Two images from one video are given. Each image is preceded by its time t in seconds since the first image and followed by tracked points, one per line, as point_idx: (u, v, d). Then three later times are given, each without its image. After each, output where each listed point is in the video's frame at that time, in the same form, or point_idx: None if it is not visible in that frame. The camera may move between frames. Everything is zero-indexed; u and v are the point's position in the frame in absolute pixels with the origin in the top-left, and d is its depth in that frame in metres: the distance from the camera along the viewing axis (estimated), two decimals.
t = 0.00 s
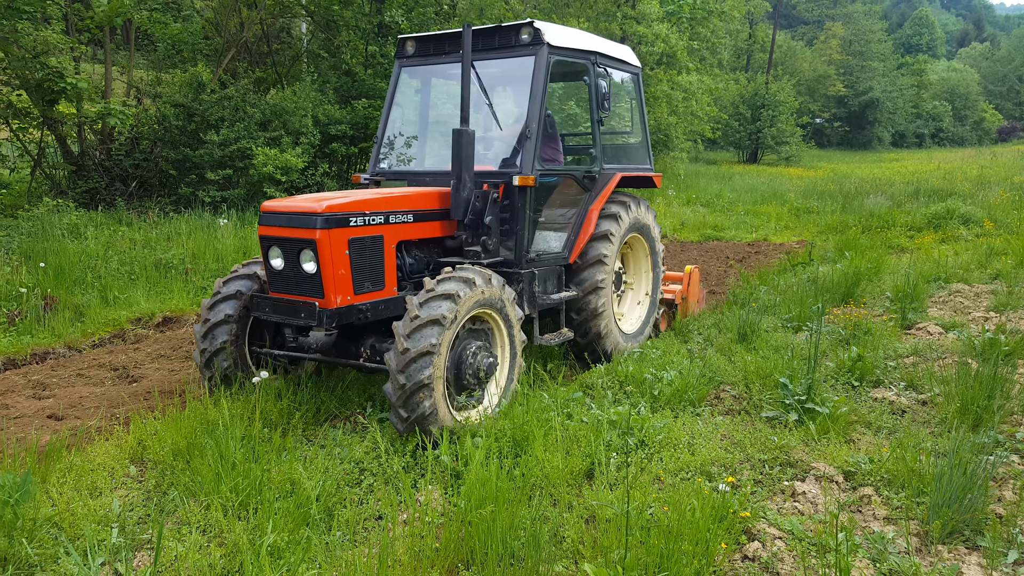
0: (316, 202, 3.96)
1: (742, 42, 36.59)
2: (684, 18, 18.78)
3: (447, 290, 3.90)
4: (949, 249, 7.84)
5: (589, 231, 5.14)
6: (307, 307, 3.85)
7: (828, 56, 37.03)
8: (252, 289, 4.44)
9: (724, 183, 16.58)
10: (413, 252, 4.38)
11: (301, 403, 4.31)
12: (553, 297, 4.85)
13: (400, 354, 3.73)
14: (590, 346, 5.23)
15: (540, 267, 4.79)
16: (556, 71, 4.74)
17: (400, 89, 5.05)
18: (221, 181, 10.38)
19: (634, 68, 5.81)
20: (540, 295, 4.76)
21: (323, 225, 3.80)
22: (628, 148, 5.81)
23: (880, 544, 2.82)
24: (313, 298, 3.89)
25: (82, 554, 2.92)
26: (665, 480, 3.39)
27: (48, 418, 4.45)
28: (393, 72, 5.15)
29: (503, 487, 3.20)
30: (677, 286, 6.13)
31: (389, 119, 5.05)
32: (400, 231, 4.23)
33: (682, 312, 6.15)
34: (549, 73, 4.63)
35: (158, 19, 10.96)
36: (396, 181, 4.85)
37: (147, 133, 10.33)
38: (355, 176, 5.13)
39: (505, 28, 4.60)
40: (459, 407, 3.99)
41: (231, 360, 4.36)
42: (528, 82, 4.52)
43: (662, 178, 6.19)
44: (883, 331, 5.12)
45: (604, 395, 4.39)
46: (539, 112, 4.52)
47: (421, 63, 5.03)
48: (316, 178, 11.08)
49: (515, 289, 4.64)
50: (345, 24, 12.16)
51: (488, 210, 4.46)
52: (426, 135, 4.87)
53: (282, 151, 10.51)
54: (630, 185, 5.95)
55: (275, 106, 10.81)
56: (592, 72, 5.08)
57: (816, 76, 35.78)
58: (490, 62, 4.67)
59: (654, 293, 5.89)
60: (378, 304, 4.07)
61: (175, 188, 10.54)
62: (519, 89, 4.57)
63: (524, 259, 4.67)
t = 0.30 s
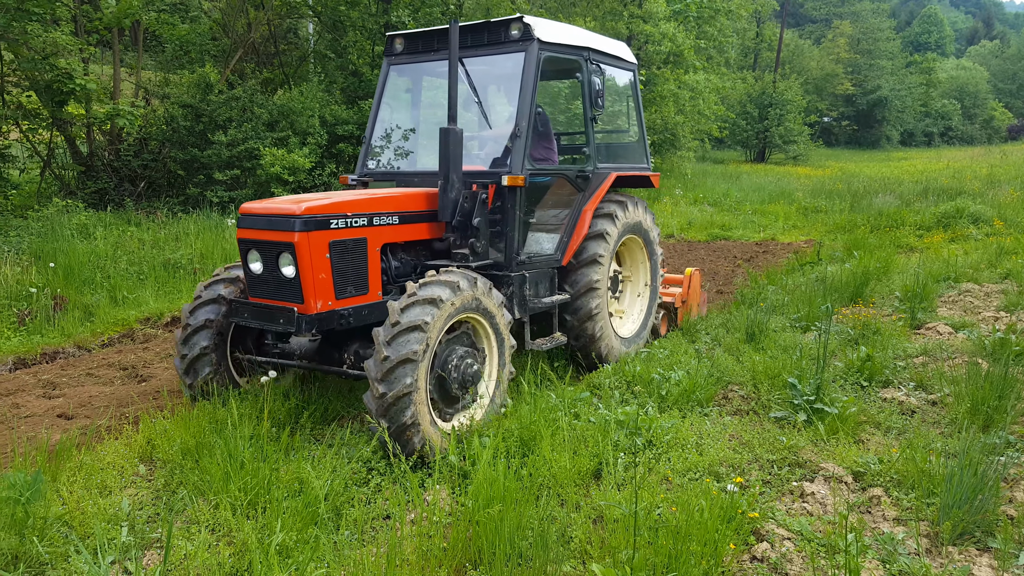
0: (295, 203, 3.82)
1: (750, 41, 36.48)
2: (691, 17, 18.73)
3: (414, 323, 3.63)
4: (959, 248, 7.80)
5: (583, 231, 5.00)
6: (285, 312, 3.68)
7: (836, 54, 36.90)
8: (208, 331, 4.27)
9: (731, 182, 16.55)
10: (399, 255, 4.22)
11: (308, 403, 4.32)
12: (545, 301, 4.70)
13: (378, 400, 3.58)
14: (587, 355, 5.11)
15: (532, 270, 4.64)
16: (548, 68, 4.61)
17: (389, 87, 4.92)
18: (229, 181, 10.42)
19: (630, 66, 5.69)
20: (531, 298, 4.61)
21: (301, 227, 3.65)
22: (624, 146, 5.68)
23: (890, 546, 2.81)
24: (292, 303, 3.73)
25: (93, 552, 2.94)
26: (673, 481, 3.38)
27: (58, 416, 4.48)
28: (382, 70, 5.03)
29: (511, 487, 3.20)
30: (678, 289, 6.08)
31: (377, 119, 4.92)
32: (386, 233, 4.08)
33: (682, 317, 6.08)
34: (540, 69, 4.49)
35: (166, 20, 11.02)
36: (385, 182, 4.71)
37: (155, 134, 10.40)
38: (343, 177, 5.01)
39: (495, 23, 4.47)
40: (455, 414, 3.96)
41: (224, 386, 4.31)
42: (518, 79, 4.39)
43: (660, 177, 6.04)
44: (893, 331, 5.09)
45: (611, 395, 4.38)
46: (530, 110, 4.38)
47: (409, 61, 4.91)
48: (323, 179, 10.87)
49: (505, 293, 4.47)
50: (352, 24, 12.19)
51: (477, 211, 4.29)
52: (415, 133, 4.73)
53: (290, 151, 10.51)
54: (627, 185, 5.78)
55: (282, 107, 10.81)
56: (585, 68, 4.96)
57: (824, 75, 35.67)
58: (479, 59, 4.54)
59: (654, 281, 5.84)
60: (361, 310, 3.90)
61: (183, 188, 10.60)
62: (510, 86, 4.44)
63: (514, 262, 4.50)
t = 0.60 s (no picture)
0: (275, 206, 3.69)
1: (760, 41, 36.38)
2: (701, 16, 18.65)
3: (384, 368, 3.45)
4: (972, 248, 7.75)
5: (579, 235, 4.88)
6: (264, 319, 3.57)
7: (847, 54, 36.71)
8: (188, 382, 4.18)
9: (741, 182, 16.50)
10: (386, 258, 4.12)
11: (318, 403, 4.33)
12: (539, 306, 4.58)
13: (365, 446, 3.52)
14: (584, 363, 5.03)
15: (526, 274, 4.51)
16: (542, 65, 4.46)
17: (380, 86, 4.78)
18: (240, 181, 10.46)
19: (630, 62, 5.53)
20: (524, 303, 4.48)
21: (280, 231, 3.53)
22: (623, 146, 5.54)
23: (902, 548, 2.79)
24: (271, 309, 3.61)
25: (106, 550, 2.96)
26: (683, 481, 3.37)
27: (71, 415, 4.52)
28: (374, 67, 4.89)
29: (520, 487, 3.20)
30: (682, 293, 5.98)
31: (367, 119, 4.79)
32: (371, 237, 3.96)
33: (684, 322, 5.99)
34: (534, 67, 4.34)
35: (177, 22, 11.09)
36: (375, 184, 4.59)
37: (167, 135, 10.47)
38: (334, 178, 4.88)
39: (487, 19, 4.31)
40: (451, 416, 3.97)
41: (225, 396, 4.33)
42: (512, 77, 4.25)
43: (660, 178, 5.94)
44: (905, 332, 5.07)
45: (620, 396, 4.38)
46: (522, 109, 4.23)
47: (402, 58, 4.78)
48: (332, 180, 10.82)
49: (496, 298, 4.34)
50: (361, 25, 12.21)
51: (467, 213, 4.17)
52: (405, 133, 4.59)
53: (299, 152, 10.45)
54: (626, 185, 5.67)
55: (293, 108, 10.78)
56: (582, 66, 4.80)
57: (835, 75, 35.52)
58: (471, 57, 4.40)
59: (654, 270, 5.70)
60: (344, 316, 3.79)
61: (194, 189, 10.66)
62: (501, 85, 4.29)
63: (507, 266, 4.37)
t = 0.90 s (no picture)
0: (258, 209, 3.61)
1: (772, 41, 36.21)
2: (713, 17, 18.57)
3: (361, 420, 3.33)
4: (988, 250, 7.68)
5: (577, 240, 4.79)
6: (245, 327, 3.49)
7: (861, 54, 36.47)
8: (190, 408, 4.16)
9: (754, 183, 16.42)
10: (376, 263, 4.03)
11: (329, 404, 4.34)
12: (535, 313, 4.47)
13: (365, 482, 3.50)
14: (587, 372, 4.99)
15: (521, 279, 4.41)
16: (540, 64, 4.36)
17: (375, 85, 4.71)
18: (253, 183, 10.51)
19: (635, 62, 5.41)
20: (519, 311, 4.37)
21: (263, 236, 3.45)
22: (625, 146, 5.44)
23: (917, 552, 2.77)
24: (254, 316, 3.54)
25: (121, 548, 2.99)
26: (696, 484, 3.36)
27: (86, 414, 4.56)
28: (369, 66, 4.82)
29: (532, 489, 3.19)
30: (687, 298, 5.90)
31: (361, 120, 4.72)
32: (360, 241, 3.87)
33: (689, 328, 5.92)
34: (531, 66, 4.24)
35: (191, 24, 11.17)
36: (368, 185, 4.52)
37: (181, 136, 10.55)
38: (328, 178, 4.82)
39: (484, 17, 4.22)
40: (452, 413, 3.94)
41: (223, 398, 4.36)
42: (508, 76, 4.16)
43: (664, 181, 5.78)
44: (920, 334, 5.03)
45: (631, 398, 4.37)
46: (518, 110, 4.14)
47: (397, 57, 4.69)
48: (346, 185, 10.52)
49: (490, 305, 4.23)
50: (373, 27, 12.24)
51: (459, 217, 4.07)
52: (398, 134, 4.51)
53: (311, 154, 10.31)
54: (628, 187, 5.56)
55: (305, 109, 10.71)
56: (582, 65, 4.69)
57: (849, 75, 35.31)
58: (468, 56, 4.30)
59: (655, 260, 5.56)
60: (330, 323, 3.71)
61: (208, 190, 10.74)
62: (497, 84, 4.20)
63: (501, 272, 4.27)
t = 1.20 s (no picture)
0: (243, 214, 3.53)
1: (792, 42, 35.94)
2: (732, 17, 18.46)
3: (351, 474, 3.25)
4: (1011, 253, 7.57)
5: (578, 244, 4.67)
6: (230, 336, 3.41)
7: (882, 54, 36.11)
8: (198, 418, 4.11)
9: (773, 184, 16.29)
10: (370, 269, 3.94)
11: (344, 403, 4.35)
12: (533, 320, 4.35)
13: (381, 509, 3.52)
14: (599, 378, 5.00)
15: (519, 286, 4.31)
16: (540, 62, 4.27)
17: (371, 85, 4.64)
18: (271, 183, 10.58)
19: (641, 60, 5.30)
20: (517, 317, 4.25)
21: (247, 242, 3.37)
22: (630, 147, 5.32)
23: (938, 559, 2.73)
24: (238, 324, 3.46)
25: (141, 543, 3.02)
26: (712, 487, 3.34)
27: (107, 411, 4.61)
28: (367, 65, 4.75)
29: (547, 490, 3.18)
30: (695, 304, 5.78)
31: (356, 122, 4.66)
32: (351, 246, 3.79)
33: (696, 336, 5.78)
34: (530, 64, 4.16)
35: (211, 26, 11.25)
36: (366, 187, 4.47)
37: (200, 138, 10.65)
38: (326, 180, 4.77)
39: (482, 14, 4.13)
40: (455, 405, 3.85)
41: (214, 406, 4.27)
42: (505, 75, 4.08)
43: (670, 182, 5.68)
44: (942, 338, 4.97)
45: (648, 400, 4.35)
46: (516, 110, 4.05)
47: (395, 55, 4.62)
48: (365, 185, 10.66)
49: (488, 312, 4.14)
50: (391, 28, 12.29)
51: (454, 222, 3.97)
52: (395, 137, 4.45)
53: (329, 155, 10.48)
54: (634, 190, 5.44)
55: (322, 111, 10.88)
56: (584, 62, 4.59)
57: (870, 76, 34.97)
58: (466, 54, 4.21)
59: (657, 253, 5.39)
60: (318, 331, 3.63)
61: (227, 190, 10.84)
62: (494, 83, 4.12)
63: (498, 278, 4.18)
